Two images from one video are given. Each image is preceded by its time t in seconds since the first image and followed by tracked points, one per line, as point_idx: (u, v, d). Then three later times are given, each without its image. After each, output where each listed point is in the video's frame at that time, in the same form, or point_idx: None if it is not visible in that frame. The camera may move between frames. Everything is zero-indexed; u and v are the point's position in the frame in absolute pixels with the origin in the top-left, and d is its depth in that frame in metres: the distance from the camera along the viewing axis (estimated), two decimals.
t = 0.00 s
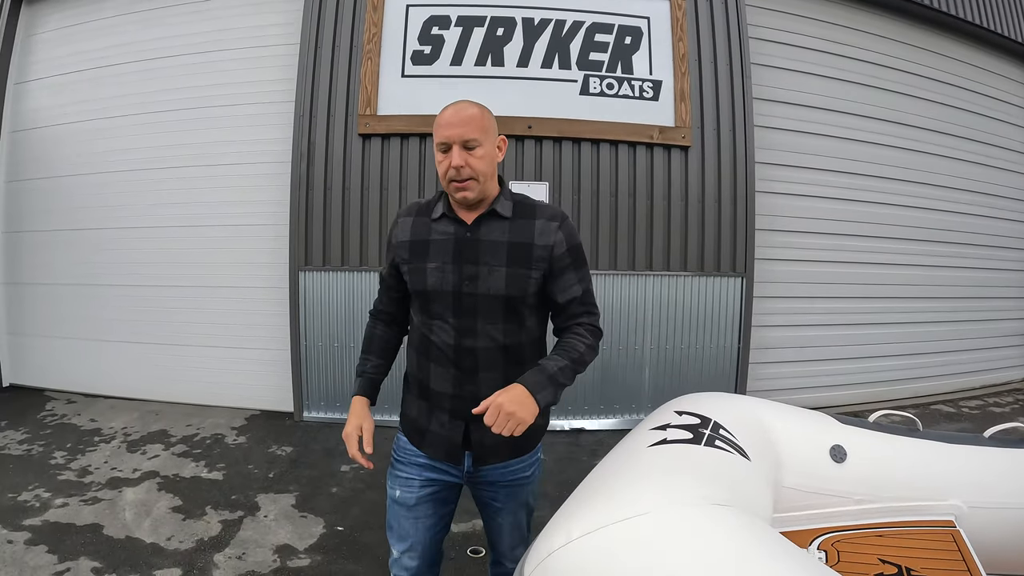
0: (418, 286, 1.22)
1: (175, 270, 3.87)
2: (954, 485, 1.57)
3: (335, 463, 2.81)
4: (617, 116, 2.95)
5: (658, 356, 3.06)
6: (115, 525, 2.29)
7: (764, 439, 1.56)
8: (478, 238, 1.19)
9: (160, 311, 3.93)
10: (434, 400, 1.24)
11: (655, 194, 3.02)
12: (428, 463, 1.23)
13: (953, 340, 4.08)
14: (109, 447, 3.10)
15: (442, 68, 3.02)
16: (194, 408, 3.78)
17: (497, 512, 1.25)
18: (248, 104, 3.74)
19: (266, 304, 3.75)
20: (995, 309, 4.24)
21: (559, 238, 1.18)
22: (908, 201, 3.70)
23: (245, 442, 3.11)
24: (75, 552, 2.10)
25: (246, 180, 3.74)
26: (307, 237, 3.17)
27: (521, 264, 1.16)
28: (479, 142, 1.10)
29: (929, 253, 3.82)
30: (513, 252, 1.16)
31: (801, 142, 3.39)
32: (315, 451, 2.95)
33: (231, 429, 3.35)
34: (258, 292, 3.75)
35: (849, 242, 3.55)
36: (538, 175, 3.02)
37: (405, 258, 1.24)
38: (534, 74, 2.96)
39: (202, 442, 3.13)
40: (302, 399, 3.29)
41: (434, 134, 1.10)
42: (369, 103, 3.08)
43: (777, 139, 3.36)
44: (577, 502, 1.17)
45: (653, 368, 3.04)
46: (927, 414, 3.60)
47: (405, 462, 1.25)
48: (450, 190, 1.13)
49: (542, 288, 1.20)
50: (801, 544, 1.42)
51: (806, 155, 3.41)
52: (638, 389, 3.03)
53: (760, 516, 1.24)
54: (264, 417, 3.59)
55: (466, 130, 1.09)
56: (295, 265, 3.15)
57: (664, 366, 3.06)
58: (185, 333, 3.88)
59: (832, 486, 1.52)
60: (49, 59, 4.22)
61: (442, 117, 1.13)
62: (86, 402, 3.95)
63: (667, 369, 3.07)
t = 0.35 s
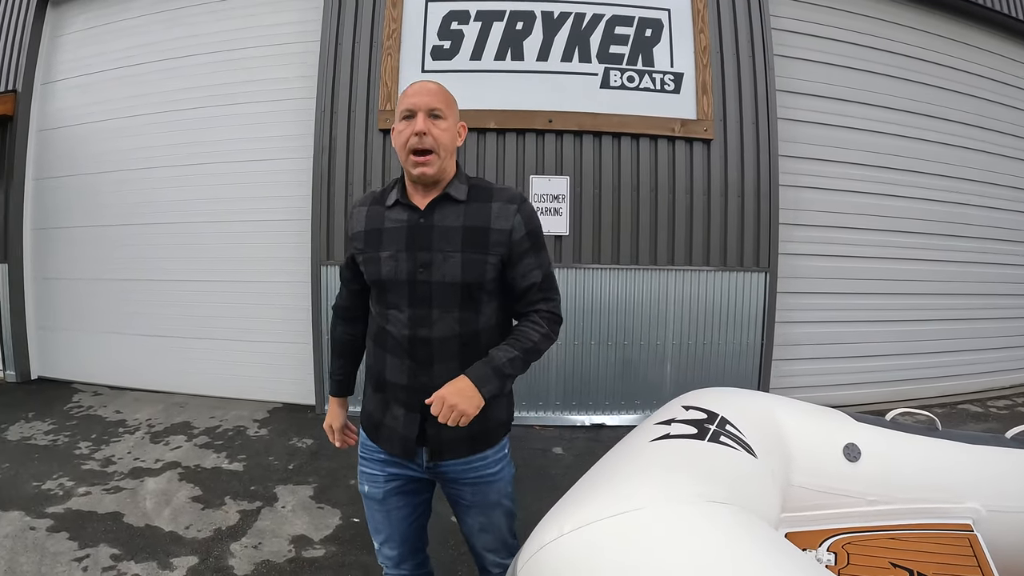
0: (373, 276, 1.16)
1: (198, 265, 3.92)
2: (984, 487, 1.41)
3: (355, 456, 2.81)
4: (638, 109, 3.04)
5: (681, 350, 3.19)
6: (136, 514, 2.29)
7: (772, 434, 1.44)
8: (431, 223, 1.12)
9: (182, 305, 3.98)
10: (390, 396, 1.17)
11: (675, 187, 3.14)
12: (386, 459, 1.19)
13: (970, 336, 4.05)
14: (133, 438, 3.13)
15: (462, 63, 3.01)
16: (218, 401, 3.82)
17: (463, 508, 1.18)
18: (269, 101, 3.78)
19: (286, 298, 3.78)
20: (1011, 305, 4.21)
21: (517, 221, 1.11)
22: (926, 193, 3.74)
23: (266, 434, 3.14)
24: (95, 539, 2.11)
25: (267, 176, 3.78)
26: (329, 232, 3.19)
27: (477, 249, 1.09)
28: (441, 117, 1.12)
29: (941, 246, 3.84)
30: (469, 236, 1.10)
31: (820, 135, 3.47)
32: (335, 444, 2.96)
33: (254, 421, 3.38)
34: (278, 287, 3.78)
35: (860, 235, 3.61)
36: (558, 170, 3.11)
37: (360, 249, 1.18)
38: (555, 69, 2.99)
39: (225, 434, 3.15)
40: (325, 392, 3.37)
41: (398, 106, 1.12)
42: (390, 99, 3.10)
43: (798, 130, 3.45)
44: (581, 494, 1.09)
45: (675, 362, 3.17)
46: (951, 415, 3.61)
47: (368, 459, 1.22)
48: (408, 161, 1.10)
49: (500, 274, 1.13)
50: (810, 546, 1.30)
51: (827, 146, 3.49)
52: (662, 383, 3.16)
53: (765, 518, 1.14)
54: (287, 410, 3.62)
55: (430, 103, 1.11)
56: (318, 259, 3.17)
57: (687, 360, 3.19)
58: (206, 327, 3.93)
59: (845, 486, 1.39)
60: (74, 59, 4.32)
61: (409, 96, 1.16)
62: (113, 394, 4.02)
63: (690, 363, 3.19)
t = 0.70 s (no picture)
0: (355, 283, 1.13)
1: (211, 262, 3.96)
2: (1003, 490, 1.30)
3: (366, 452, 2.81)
4: (649, 106, 3.03)
5: (693, 347, 3.16)
6: (148, 509, 2.31)
7: (772, 432, 1.38)
8: (407, 222, 1.10)
9: (195, 303, 4.02)
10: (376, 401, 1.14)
11: (688, 183, 3.13)
12: (374, 455, 1.16)
13: (985, 334, 3.98)
14: (147, 433, 3.16)
15: (472, 60, 3.01)
16: (232, 397, 3.85)
17: (441, 508, 1.12)
18: (280, 101, 3.81)
19: (297, 296, 3.80)
20: None
21: (492, 209, 1.10)
22: (938, 188, 3.71)
23: (279, 431, 3.16)
24: (108, 532, 2.13)
25: (279, 175, 3.81)
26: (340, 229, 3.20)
27: (455, 241, 1.08)
28: (419, 112, 1.13)
29: (954, 243, 3.79)
30: (446, 230, 1.08)
31: (832, 129, 3.49)
32: (347, 441, 2.97)
33: (267, 418, 3.40)
34: (289, 285, 3.80)
35: (871, 231, 3.57)
36: (569, 166, 3.10)
37: (339, 256, 1.16)
38: (565, 66, 2.99)
39: (238, 430, 3.17)
40: (337, 389, 3.38)
41: (375, 99, 1.11)
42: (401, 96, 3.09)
43: (808, 125, 3.46)
44: (587, 484, 1.03)
45: (686, 359, 3.15)
46: (969, 412, 3.57)
47: (358, 454, 1.19)
48: (384, 150, 1.08)
49: (480, 264, 1.12)
50: (809, 546, 1.23)
51: (837, 142, 3.49)
52: (673, 381, 3.14)
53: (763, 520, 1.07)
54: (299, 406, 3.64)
55: (408, 97, 1.11)
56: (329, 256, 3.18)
57: (700, 357, 3.16)
58: (219, 324, 3.96)
59: (848, 486, 1.31)
60: (87, 61, 4.38)
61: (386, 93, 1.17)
62: (128, 390, 4.06)
63: (703, 360, 3.17)
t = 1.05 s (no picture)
0: (360, 261, 1.13)
1: (214, 262, 3.98)
2: (995, 487, 1.30)
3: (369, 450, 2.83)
4: (650, 104, 3.04)
5: (696, 345, 3.16)
6: (153, 505, 2.33)
7: (765, 428, 1.37)
8: (419, 204, 1.11)
9: (199, 301, 4.05)
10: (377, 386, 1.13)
11: (690, 182, 3.13)
12: (371, 464, 1.15)
13: (989, 333, 3.97)
14: (152, 431, 3.18)
15: (474, 61, 3.02)
16: (235, 396, 3.87)
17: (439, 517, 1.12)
18: (283, 101, 3.83)
19: (300, 294, 3.83)
20: None
21: (505, 201, 1.12)
22: (941, 185, 3.70)
23: (282, 428, 3.18)
24: (112, 528, 2.15)
25: (282, 174, 3.83)
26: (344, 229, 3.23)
27: (466, 226, 1.08)
28: (441, 109, 1.17)
29: (957, 241, 3.78)
30: (458, 214, 1.09)
31: (834, 127, 3.48)
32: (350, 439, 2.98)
33: (270, 416, 3.41)
34: (292, 283, 3.83)
35: (873, 229, 3.55)
36: (570, 165, 3.10)
37: (347, 234, 1.16)
38: (567, 65, 3.00)
39: (241, 428, 3.19)
40: (340, 387, 3.41)
41: (400, 96, 1.16)
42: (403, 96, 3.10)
43: (810, 124, 3.45)
44: (579, 478, 1.01)
45: (688, 356, 3.16)
46: (972, 411, 3.56)
47: (353, 463, 1.18)
48: (405, 141, 1.11)
49: (490, 252, 1.12)
50: (802, 542, 1.22)
51: (840, 140, 3.48)
52: (675, 379, 3.15)
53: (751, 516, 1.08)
54: (302, 404, 3.65)
55: (430, 93, 1.16)
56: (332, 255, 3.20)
57: (703, 355, 3.17)
58: (222, 323, 3.99)
59: (843, 483, 1.31)
60: (92, 62, 4.42)
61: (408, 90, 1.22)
62: (132, 389, 4.09)
63: (706, 358, 3.17)
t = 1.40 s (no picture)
0: (386, 265, 1.10)
1: (214, 261, 4.00)
2: (980, 484, 1.31)
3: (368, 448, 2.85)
4: (647, 104, 3.05)
5: (693, 343, 3.17)
6: (153, 503, 2.35)
7: (754, 426, 1.39)
8: (450, 215, 1.13)
9: (199, 301, 4.07)
10: (399, 394, 1.10)
11: (687, 182, 3.14)
12: (390, 465, 1.09)
13: (986, 333, 3.98)
14: (152, 431, 3.20)
15: (471, 61, 3.03)
16: (235, 395, 3.89)
17: (460, 515, 1.15)
18: (283, 102, 3.85)
19: (300, 294, 3.85)
20: None
21: (528, 222, 1.22)
22: (937, 185, 3.72)
23: (281, 427, 3.20)
24: (112, 526, 2.17)
25: (281, 175, 3.85)
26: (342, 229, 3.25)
27: (497, 241, 1.15)
28: (465, 116, 1.15)
29: (953, 240, 3.80)
30: (490, 229, 1.14)
31: (831, 126, 3.49)
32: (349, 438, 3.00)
33: (269, 415, 3.43)
34: (292, 283, 3.85)
35: (870, 228, 3.57)
36: (567, 165, 3.12)
37: (368, 236, 1.11)
38: (563, 65, 3.01)
39: (241, 427, 3.21)
40: (339, 386, 3.43)
41: (423, 100, 1.14)
42: (401, 96, 3.11)
43: (807, 123, 3.46)
44: (564, 476, 1.02)
45: (685, 355, 3.17)
46: (969, 409, 3.58)
47: (366, 464, 1.10)
48: (429, 150, 1.09)
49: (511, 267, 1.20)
50: (790, 540, 1.23)
51: (838, 139, 3.50)
52: (672, 377, 3.17)
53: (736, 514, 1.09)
54: (301, 403, 3.68)
55: (454, 99, 1.14)
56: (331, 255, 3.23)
57: (699, 354, 3.18)
58: (222, 323, 4.01)
59: (832, 481, 1.33)
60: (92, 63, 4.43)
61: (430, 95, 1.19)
62: (132, 388, 4.11)
63: (703, 357, 3.18)
